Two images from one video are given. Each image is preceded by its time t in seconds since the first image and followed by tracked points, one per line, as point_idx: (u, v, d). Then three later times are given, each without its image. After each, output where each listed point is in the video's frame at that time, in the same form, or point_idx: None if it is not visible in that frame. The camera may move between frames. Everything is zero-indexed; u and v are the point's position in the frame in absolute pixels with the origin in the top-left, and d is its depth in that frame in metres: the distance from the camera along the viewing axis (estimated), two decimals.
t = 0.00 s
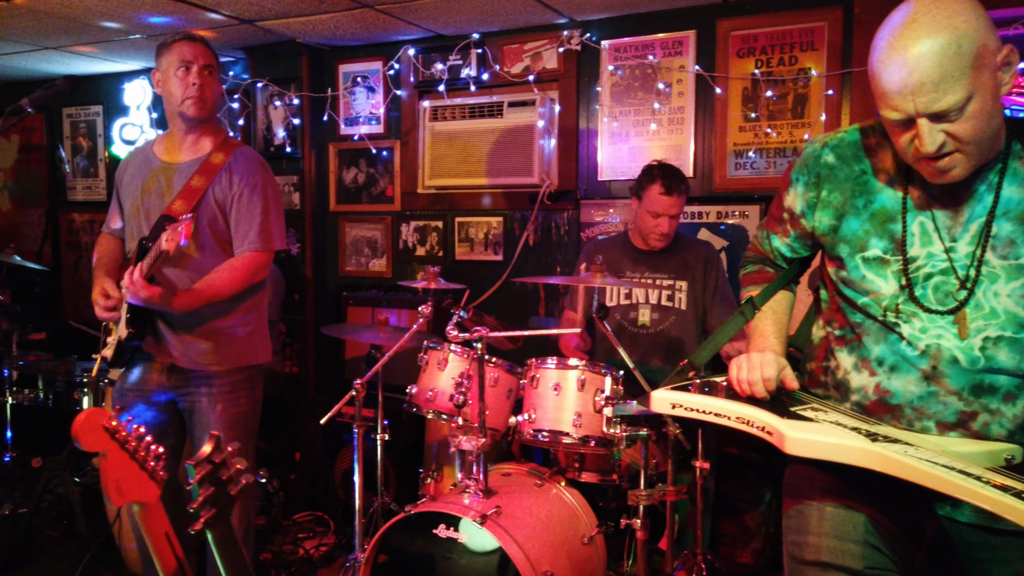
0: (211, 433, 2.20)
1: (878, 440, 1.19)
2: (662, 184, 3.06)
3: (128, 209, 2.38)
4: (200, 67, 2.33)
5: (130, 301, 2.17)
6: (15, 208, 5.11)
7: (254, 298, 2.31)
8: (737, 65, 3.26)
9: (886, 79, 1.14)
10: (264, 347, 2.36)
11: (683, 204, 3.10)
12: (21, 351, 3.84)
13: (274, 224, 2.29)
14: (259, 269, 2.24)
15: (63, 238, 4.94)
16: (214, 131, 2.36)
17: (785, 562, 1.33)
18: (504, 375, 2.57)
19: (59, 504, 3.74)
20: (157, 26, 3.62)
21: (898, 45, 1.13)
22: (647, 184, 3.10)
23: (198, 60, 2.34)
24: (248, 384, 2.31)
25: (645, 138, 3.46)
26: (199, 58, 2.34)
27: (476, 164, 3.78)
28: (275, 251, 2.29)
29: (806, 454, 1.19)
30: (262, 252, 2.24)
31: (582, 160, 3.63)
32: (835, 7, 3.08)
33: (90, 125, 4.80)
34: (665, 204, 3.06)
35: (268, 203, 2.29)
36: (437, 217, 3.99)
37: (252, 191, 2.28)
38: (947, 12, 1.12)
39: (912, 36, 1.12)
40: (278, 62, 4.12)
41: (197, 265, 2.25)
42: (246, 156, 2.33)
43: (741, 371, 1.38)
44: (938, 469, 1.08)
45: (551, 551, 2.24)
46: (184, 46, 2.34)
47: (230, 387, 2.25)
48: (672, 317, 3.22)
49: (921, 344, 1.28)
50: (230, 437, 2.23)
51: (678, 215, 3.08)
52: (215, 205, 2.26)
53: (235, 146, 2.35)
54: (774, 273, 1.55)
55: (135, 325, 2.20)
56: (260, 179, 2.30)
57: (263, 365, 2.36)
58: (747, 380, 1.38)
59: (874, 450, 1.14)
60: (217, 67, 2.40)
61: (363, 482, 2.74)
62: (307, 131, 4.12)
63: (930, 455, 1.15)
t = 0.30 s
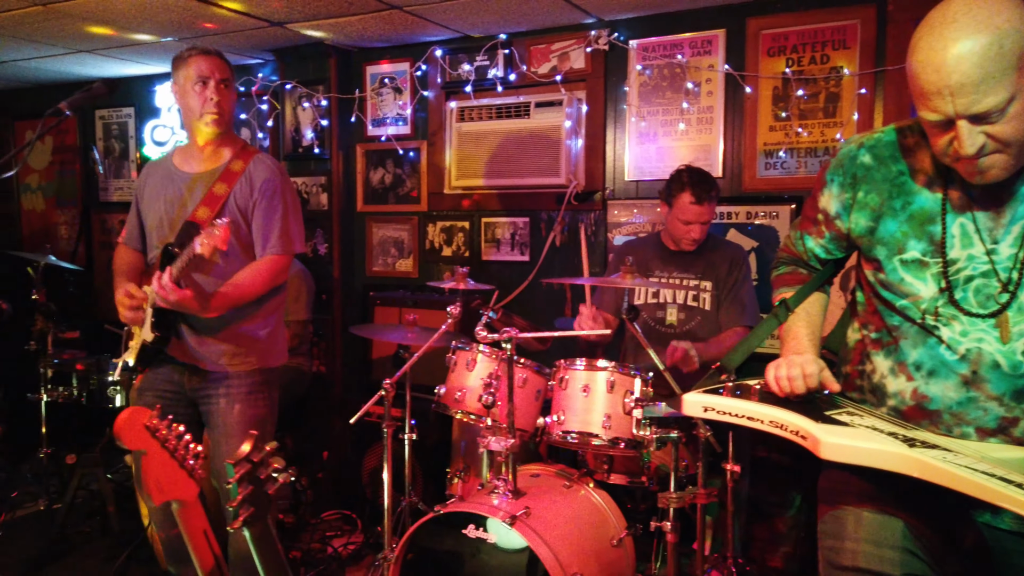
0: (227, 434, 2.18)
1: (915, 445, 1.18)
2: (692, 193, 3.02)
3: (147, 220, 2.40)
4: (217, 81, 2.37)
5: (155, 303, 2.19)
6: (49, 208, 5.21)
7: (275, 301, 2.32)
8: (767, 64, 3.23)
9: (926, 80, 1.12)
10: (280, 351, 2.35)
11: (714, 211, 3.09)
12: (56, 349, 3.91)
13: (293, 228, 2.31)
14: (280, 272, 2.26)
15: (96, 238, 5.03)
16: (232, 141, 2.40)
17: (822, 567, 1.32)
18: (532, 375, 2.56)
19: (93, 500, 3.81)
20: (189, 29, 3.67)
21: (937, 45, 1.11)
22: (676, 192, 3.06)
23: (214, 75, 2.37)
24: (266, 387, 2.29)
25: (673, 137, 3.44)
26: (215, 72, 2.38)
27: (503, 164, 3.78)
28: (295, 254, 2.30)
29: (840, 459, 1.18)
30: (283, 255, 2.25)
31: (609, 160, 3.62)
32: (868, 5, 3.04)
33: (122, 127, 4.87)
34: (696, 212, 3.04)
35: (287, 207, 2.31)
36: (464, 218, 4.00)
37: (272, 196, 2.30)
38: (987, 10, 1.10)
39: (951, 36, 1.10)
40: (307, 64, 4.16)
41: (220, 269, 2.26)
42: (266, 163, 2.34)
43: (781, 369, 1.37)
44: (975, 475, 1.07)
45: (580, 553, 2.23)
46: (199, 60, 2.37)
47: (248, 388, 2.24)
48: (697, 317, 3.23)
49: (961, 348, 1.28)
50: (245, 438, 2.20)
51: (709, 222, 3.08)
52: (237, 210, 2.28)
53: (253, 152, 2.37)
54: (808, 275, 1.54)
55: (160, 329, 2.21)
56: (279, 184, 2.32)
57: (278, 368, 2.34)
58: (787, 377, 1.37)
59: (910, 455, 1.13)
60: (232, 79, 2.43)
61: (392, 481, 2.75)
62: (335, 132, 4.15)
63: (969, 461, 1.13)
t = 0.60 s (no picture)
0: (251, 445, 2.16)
1: (959, 453, 1.16)
2: (730, 185, 3.00)
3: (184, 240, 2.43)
4: (247, 102, 2.41)
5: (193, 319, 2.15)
6: (85, 209, 5.30)
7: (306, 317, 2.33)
8: (801, 63, 3.20)
9: (972, 82, 1.10)
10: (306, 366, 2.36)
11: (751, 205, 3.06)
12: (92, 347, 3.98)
13: (324, 245, 2.31)
14: (311, 289, 2.26)
15: (130, 238, 5.11)
16: (264, 159, 2.43)
17: None
18: (563, 377, 2.56)
19: (127, 497, 3.87)
20: (222, 31, 3.71)
21: (984, 46, 1.08)
22: (712, 187, 3.04)
23: (244, 96, 2.41)
24: (289, 399, 2.28)
25: (704, 138, 3.41)
26: (244, 92, 2.41)
27: (532, 164, 3.78)
28: (327, 272, 2.31)
29: (883, 466, 1.16)
30: (315, 273, 2.26)
31: (639, 161, 3.60)
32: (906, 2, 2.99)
33: (155, 129, 4.95)
34: (733, 204, 3.01)
35: (319, 225, 2.32)
36: (492, 218, 4.00)
37: (305, 214, 2.31)
38: None
39: (999, 35, 1.07)
40: (337, 66, 4.19)
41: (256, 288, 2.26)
42: (299, 181, 2.37)
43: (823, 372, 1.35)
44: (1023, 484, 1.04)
45: (612, 557, 2.21)
46: (228, 82, 2.40)
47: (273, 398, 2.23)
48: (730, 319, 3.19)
49: (1007, 354, 1.26)
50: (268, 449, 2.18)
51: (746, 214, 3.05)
52: (272, 230, 2.31)
53: (285, 172, 2.40)
54: (847, 277, 1.52)
55: (193, 344, 2.20)
56: (312, 203, 2.34)
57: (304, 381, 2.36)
58: (829, 380, 1.35)
59: (954, 462, 1.11)
60: (261, 99, 2.47)
61: (422, 482, 2.76)
62: (365, 133, 4.18)
63: (1017, 470, 1.11)
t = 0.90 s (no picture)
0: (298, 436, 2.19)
1: (1010, 461, 1.13)
2: (769, 184, 2.97)
3: (225, 225, 2.44)
4: (285, 91, 2.39)
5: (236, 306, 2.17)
6: (119, 210, 5.39)
7: (346, 305, 2.36)
8: (837, 61, 3.15)
9: None
10: (346, 355, 2.38)
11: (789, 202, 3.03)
12: (127, 346, 4.04)
13: (363, 232, 2.33)
14: (351, 276, 2.29)
15: (163, 239, 5.18)
16: (305, 149, 2.44)
17: None
18: (595, 380, 2.54)
19: (160, 494, 3.92)
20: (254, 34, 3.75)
21: None
22: (750, 186, 3.01)
23: (281, 86, 2.39)
24: (334, 390, 2.31)
25: (737, 137, 3.37)
26: (282, 82, 2.40)
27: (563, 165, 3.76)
28: (366, 259, 2.33)
29: (929, 475, 1.13)
30: (354, 259, 2.28)
31: (670, 161, 3.56)
32: None
33: (188, 131, 5.01)
34: (773, 201, 2.98)
35: (358, 212, 2.34)
36: (521, 219, 3.99)
37: (345, 202, 2.33)
38: None
39: None
40: (367, 67, 4.21)
41: (296, 274, 2.28)
42: (339, 169, 2.38)
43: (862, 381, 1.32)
44: None
45: (645, 561, 2.19)
46: (267, 72, 2.40)
47: (318, 390, 2.26)
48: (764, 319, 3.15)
49: None
50: (315, 441, 2.22)
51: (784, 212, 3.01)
52: (312, 217, 2.32)
53: (326, 159, 2.41)
54: (890, 281, 1.48)
55: (236, 331, 2.22)
56: (351, 191, 2.36)
57: (345, 371, 2.38)
58: (869, 389, 1.32)
59: (1004, 471, 1.08)
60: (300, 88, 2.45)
61: (453, 482, 2.76)
62: (394, 135, 4.19)
63: None
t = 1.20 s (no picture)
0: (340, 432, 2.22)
1: None
2: (808, 169, 2.95)
3: (271, 214, 2.46)
4: (314, 83, 2.37)
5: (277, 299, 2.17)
6: (151, 210, 5.46)
7: (389, 296, 2.37)
8: (874, 57, 3.09)
9: None
10: (389, 349, 2.39)
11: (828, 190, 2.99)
12: (159, 345, 4.09)
13: (407, 224, 2.33)
14: (394, 269, 2.29)
15: (193, 239, 5.23)
16: (349, 137, 2.43)
17: None
18: (627, 381, 2.51)
19: (192, 491, 3.96)
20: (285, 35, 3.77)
21: None
22: (789, 174, 2.98)
23: (315, 76, 2.38)
24: (378, 386, 2.33)
25: (770, 135, 3.32)
26: (315, 73, 2.38)
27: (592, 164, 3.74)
28: (410, 250, 2.33)
29: (982, 481, 1.10)
30: (398, 251, 2.28)
31: (702, 160, 3.52)
32: None
33: (219, 131, 5.06)
34: (812, 186, 2.94)
35: (402, 203, 2.34)
36: (550, 219, 3.97)
37: (389, 193, 2.33)
38: None
39: None
40: (397, 67, 4.22)
41: (340, 264, 2.29)
42: (384, 158, 2.39)
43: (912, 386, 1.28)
44: None
45: (680, 565, 2.16)
46: (302, 63, 2.38)
47: (362, 387, 2.28)
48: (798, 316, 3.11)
49: None
50: (357, 437, 2.25)
51: (825, 199, 2.97)
52: (355, 207, 2.32)
53: (371, 148, 2.41)
54: (936, 281, 1.45)
55: (281, 322, 2.23)
56: (396, 181, 2.36)
57: (388, 368, 2.38)
58: (920, 393, 1.28)
59: None
60: (336, 77, 2.43)
61: (483, 482, 2.75)
62: (423, 134, 4.19)
63: None
